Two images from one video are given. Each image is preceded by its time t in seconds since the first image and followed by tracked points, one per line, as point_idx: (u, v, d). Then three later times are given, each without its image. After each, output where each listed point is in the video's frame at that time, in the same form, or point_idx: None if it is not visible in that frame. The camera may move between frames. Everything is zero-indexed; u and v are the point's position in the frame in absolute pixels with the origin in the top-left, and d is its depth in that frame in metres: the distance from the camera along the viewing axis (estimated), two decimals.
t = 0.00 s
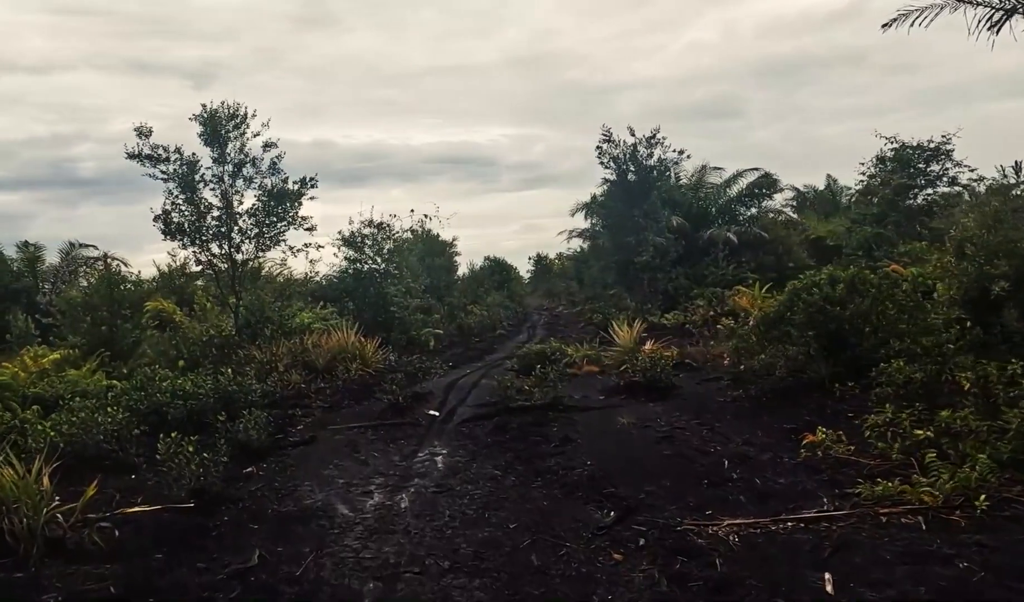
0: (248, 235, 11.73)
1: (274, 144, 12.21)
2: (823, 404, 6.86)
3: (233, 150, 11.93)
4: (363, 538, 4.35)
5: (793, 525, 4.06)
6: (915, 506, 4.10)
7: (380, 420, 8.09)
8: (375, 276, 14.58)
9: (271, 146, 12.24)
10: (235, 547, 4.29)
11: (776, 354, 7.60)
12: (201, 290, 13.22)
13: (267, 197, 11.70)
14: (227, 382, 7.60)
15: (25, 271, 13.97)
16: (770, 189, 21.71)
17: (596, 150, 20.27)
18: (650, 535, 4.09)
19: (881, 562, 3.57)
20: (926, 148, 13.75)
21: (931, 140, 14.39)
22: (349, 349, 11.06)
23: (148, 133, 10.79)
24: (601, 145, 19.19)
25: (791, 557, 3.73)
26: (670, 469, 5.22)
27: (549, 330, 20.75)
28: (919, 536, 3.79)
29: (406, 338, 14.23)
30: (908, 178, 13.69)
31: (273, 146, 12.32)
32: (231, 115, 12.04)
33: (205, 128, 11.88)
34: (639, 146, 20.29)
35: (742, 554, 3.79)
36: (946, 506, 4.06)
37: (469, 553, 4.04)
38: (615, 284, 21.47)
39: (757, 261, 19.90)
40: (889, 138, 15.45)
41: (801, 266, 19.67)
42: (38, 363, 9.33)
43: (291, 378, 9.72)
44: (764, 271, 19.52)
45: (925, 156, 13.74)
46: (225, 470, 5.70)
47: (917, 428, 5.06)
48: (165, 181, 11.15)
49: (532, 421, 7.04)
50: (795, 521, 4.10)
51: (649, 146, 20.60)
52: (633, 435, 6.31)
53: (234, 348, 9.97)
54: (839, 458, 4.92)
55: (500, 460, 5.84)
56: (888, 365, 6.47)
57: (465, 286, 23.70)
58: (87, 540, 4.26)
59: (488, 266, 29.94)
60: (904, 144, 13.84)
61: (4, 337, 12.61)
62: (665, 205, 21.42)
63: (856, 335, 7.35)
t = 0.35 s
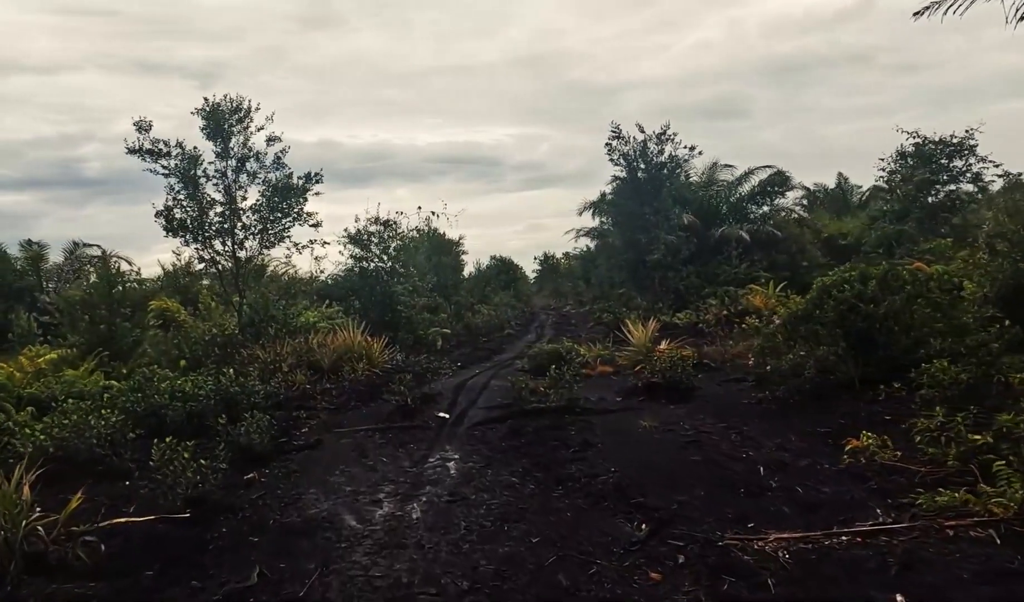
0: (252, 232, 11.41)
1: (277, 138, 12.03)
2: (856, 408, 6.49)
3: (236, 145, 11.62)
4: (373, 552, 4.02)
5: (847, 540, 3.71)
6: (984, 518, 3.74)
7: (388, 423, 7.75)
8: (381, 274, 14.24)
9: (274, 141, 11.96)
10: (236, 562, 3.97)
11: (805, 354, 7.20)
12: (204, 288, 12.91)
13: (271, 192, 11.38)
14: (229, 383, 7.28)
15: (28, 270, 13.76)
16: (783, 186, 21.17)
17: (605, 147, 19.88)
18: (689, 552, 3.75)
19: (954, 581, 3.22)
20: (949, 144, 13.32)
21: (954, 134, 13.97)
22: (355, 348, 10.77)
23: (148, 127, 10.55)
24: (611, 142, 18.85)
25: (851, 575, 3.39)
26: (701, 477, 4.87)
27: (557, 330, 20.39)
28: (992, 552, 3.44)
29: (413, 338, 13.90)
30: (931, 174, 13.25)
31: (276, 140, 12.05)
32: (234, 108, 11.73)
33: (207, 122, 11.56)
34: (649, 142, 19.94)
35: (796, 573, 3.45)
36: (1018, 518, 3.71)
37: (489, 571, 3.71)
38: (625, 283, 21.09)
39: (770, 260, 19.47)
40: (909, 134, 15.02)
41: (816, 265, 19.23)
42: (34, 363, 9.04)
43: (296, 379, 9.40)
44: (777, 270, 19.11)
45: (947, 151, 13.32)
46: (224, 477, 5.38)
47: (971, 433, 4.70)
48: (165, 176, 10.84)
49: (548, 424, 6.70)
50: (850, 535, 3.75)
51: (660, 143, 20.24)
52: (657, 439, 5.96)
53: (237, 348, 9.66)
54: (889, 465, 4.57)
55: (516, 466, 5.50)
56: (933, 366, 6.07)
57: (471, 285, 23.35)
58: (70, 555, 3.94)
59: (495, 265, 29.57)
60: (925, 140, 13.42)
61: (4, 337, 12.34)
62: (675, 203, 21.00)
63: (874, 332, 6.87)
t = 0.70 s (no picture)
0: (252, 231, 11.05)
1: (277, 134, 11.62)
2: (892, 416, 6.09)
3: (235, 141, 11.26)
4: (377, 584, 3.69)
5: (915, 569, 3.39)
6: None
7: (391, 430, 7.38)
8: (384, 274, 13.85)
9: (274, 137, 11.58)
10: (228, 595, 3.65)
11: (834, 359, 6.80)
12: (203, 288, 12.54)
13: (271, 190, 11.02)
14: (225, 388, 6.92)
15: (26, 270, 13.44)
16: (793, 186, 20.75)
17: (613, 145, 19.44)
18: (734, 585, 3.41)
19: None
20: (972, 140, 12.81)
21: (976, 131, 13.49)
22: (359, 351, 10.40)
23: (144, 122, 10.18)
24: (619, 139, 18.42)
25: None
26: (733, 495, 4.50)
27: (564, 331, 20.01)
28: None
29: (417, 340, 13.51)
30: (954, 170, 12.76)
31: (276, 136, 11.66)
32: (233, 103, 11.35)
33: (204, 117, 11.19)
34: (658, 140, 19.51)
35: None
36: None
37: None
38: (633, 284, 20.65)
39: (781, 260, 18.96)
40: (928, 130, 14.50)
41: (828, 265, 18.79)
42: (23, 366, 8.69)
43: (295, 384, 9.04)
44: (789, 270, 18.66)
45: (970, 149, 12.81)
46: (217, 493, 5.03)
47: None
48: (162, 173, 10.47)
49: (563, 433, 6.33)
50: (916, 564, 3.42)
51: (669, 140, 19.81)
52: (681, 450, 5.59)
53: (236, 351, 9.31)
54: (946, 483, 4.21)
55: (530, 482, 5.14)
56: (978, 373, 5.68)
57: (475, 285, 22.94)
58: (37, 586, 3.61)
59: (498, 266, 29.14)
60: (946, 137, 12.88)
61: None
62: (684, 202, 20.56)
63: (918, 335, 6.48)
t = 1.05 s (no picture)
0: (251, 228, 10.69)
1: (277, 128, 11.25)
2: (929, 421, 5.72)
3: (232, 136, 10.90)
4: None
5: (995, 594, 3.09)
6: None
7: (394, 435, 7.01)
8: (387, 273, 13.49)
9: (273, 131, 11.23)
10: None
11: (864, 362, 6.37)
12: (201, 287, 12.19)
13: (270, 186, 10.66)
14: (219, 391, 6.57)
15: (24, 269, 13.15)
16: (803, 183, 20.36)
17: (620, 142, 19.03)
18: None
19: None
20: (994, 135, 12.38)
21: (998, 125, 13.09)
22: (361, 352, 10.05)
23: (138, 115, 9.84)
24: (627, 136, 18.04)
25: None
26: (768, 510, 4.14)
27: (569, 331, 19.62)
28: None
29: (421, 341, 13.14)
30: (975, 166, 12.34)
31: (275, 131, 11.30)
32: (230, 97, 10.99)
33: (201, 111, 10.83)
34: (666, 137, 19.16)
35: None
36: None
37: None
38: (640, 284, 20.26)
39: (791, 259, 18.56)
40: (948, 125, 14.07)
41: (840, 264, 18.38)
42: (11, 368, 8.37)
43: (294, 386, 8.68)
44: (799, 269, 18.26)
45: (992, 144, 12.39)
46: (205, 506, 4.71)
47: None
48: (157, 168, 10.11)
49: (578, 438, 5.96)
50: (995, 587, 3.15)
51: (677, 137, 19.43)
52: (705, 458, 5.23)
53: (233, 353, 8.97)
54: (1006, 496, 3.89)
55: (544, 493, 4.80)
56: None
57: (479, 285, 22.57)
58: None
59: (501, 266, 28.73)
60: (966, 131, 12.47)
61: None
62: (692, 201, 20.18)
63: (952, 334, 6.03)
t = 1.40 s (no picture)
0: (247, 227, 10.40)
1: (275, 126, 10.94)
2: (961, 429, 5.39)
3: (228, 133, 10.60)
4: None
5: None
6: None
7: (393, 444, 6.70)
8: (388, 274, 13.15)
9: (271, 129, 10.92)
10: None
11: (890, 369, 6.02)
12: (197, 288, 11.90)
13: (267, 185, 10.36)
14: (210, 399, 6.28)
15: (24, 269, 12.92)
16: (811, 183, 20.01)
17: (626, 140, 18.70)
18: None
19: None
20: (1012, 133, 12.03)
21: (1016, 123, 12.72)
22: (361, 355, 9.75)
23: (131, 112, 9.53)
24: (633, 135, 17.72)
25: None
26: (797, 533, 3.85)
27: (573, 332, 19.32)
28: None
29: (422, 343, 12.84)
30: (993, 164, 11.98)
31: (273, 128, 11.00)
32: (226, 93, 10.68)
33: (196, 107, 10.51)
34: (673, 135, 18.87)
35: None
36: None
37: None
38: (645, 284, 19.93)
39: (800, 259, 18.21)
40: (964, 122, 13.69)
41: (849, 265, 18.03)
42: None
43: (291, 393, 8.40)
44: (808, 270, 17.91)
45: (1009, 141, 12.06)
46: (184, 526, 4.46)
47: None
48: (150, 166, 9.80)
49: (588, 449, 5.66)
50: None
51: (684, 135, 19.10)
52: (725, 471, 4.93)
53: (228, 357, 8.68)
54: None
55: (554, 512, 4.50)
56: None
57: (482, 286, 22.25)
58: None
59: (505, 266, 28.41)
60: (983, 128, 12.13)
61: None
62: (699, 200, 19.84)
63: (982, 338, 5.65)
